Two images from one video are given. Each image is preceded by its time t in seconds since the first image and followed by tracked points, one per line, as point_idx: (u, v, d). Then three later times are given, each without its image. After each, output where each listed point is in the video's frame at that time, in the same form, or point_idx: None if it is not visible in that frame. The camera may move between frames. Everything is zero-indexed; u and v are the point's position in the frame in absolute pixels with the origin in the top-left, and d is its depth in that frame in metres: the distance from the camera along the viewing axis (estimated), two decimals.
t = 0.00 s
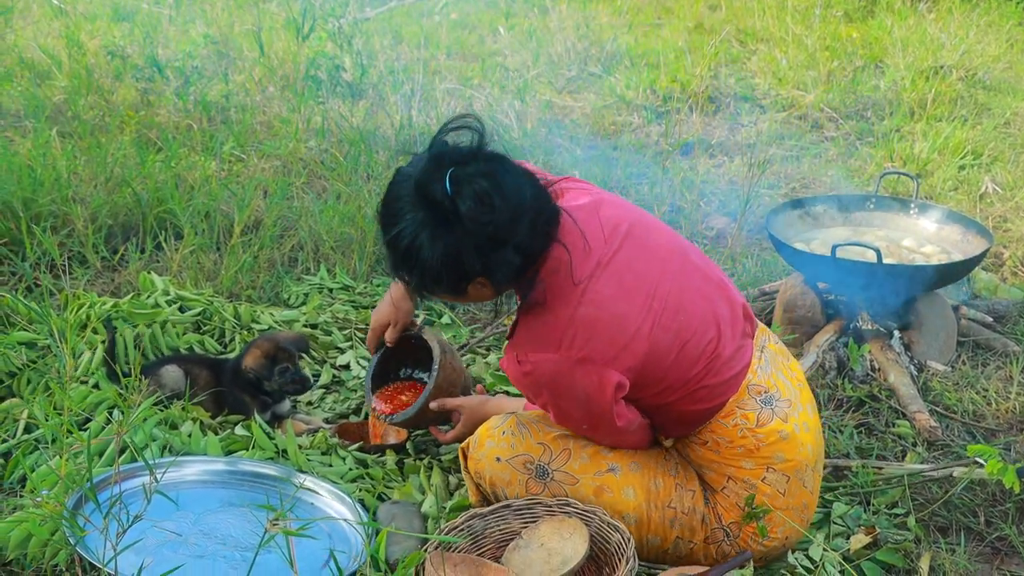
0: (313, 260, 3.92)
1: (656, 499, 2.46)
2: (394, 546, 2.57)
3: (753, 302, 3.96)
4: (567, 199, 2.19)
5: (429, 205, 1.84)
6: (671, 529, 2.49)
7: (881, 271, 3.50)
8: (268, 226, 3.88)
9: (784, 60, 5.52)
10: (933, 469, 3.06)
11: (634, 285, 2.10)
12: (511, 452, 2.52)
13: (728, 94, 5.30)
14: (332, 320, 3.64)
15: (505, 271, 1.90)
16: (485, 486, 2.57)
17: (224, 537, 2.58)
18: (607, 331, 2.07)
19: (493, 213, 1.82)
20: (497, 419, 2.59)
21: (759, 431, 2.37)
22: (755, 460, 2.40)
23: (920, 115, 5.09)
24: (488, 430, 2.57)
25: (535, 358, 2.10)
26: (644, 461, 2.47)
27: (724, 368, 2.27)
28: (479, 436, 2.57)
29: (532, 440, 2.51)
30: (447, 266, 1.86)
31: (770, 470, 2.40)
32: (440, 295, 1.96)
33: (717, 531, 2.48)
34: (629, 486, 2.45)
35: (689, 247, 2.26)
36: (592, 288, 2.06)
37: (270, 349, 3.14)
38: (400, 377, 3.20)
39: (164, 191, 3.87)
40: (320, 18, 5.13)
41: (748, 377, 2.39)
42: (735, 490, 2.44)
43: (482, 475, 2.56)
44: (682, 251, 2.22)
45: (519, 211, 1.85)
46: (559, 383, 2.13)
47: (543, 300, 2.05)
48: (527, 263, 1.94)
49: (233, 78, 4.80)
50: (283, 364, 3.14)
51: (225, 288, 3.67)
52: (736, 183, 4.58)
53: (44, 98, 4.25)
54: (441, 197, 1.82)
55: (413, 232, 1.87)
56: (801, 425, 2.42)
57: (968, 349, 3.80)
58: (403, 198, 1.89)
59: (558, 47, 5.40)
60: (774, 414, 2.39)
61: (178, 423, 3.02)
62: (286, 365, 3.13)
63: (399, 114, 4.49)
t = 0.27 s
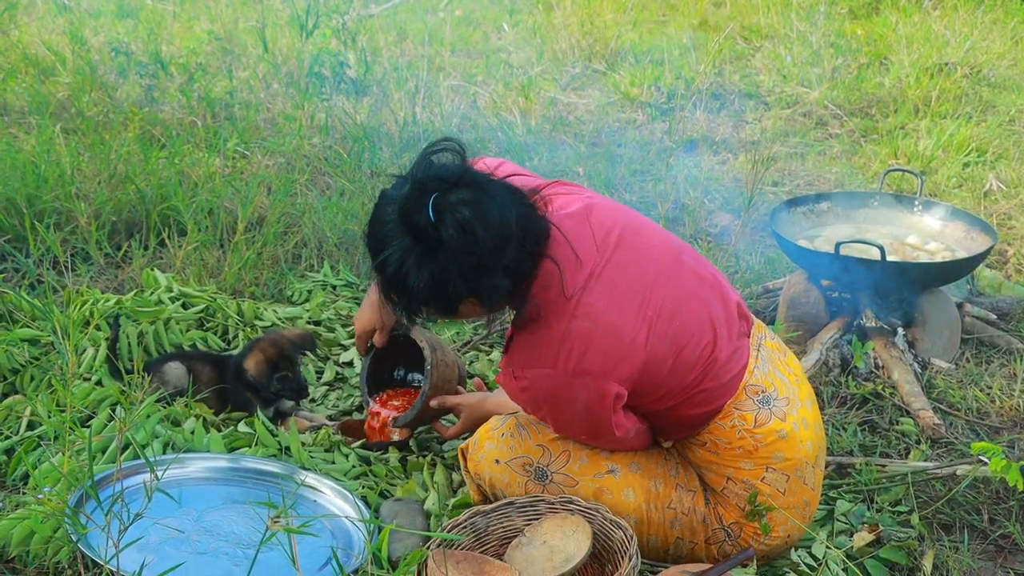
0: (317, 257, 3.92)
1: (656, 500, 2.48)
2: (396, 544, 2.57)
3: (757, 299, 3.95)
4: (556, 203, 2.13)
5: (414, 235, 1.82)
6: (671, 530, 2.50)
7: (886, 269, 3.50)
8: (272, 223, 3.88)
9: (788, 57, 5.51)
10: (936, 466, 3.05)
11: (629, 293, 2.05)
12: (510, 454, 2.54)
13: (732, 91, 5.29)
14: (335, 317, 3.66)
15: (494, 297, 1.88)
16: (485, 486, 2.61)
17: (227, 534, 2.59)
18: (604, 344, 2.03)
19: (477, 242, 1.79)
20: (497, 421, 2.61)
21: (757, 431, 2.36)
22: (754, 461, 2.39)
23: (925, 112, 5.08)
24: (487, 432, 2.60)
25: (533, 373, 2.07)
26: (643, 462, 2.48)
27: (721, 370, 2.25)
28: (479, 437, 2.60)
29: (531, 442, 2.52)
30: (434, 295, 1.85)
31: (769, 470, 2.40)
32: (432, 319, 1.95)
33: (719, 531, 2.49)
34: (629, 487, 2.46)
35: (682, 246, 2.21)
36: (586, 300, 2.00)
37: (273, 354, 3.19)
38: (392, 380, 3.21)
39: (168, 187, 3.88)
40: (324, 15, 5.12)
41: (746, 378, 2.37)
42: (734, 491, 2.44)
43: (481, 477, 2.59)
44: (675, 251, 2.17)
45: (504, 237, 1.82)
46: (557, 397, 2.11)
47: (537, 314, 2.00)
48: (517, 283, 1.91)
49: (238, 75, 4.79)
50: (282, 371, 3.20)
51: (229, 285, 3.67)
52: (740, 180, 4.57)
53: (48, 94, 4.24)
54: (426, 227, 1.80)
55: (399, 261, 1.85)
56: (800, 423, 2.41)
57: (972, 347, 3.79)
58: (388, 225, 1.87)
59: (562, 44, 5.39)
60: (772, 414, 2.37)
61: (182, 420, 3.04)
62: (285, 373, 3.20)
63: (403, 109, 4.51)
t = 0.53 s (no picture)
0: (318, 254, 3.92)
1: (656, 499, 2.49)
2: (396, 541, 2.59)
3: (758, 297, 3.95)
4: (552, 207, 2.11)
5: (412, 251, 1.81)
6: (671, 529, 2.52)
7: (887, 266, 3.49)
8: (273, 220, 3.88)
9: (790, 55, 5.51)
10: (938, 465, 3.05)
11: (628, 298, 2.04)
12: (509, 455, 2.56)
13: (734, 88, 5.28)
14: (336, 315, 3.66)
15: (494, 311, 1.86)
16: (484, 486, 2.63)
17: (228, 532, 2.60)
18: (607, 351, 2.02)
19: (473, 260, 1.77)
20: (495, 421, 2.63)
21: (757, 432, 2.36)
22: (754, 460, 2.39)
23: (926, 110, 5.07)
24: (486, 432, 2.62)
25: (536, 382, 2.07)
26: (643, 462, 2.49)
27: (722, 372, 2.25)
28: (478, 438, 2.62)
29: (529, 443, 2.54)
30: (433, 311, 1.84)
31: (769, 469, 2.40)
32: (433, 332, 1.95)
33: (718, 530, 2.51)
34: (629, 487, 2.46)
35: (680, 247, 2.20)
36: (587, 307, 2.00)
37: (272, 352, 3.19)
38: (380, 379, 3.16)
39: (169, 184, 3.87)
40: (325, 13, 5.11)
41: (745, 377, 2.36)
42: (734, 490, 2.44)
43: (481, 477, 2.61)
44: (671, 251, 2.16)
45: (502, 252, 1.80)
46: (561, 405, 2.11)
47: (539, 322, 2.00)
48: (517, 294, 1.90)
49: (239, 72, 4.78)
50: (280, 370, 3.21)
51: (230, 282, 3.67)
52: (741, 178, 4.57)
53: (49, 91, 4.23)
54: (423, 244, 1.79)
55: (397, 278, 1.84)
56: (799, 421, 2.40)
57: (973, 345, 3.79)
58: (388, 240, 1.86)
59: (564, 41, 5.38)
60: (771, 414, 2.37)
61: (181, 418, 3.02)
62: (283, 372, 3.21)
63: (404, 106, 4.55)
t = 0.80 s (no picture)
0: (318, 253, 3.92)
1: (655, 499, 2.49)
2: (396, 540, 2.59)
3: (758, 296, 3.95)
4: (554, 211, 2.10)
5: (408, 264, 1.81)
6: (670, 529, 2.52)
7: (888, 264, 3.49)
8: (273, 219, 3.87)
9: (791, 53, 5.50)
10: (938, 464, 3.05)
11: (633, 304, 2.04)
12: (508, 455, 2.56)
13: (735, 87, 5.27)
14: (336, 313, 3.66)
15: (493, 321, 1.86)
16: (484, 487, 2.62)
17: (228, 531, 2.61)
18: (613, 357, 2.02)
19: (468, 274, 1.76)
20: (496, 421, 2.63)
21: (757, 433, 2.35)
22: (754, 461, 2.39)
23: (927, 108, 5.07)
24: (486, 432, 2.62)
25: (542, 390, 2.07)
26: (643, 462, 2.49)
27: (725, 375, 2.25)
28: (478, 438, 2.61)
29: (529, 443, 2.54)
30: (430, 323, 1.84)
31: (769, 469, 2.40)
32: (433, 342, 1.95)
33: (718, 530, 2.52)
34: (628, 487, 2.46)
35: (681, 249, 2.19)
36: (593, 314, 1.99)
37: (273, 354, 3.18)
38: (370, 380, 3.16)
39: (170, 182, 3.87)
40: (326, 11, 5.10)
41: (746, 378, 2.36)
42: (734, 490, 2.44)
43: (480, 477, 2.61)
44: (674, 254, 2.15)
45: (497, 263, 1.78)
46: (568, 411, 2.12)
47: (546, 330, 2.00)
48: (518, 304, 1.89)
49: (240, 70, 4.76)
50: (281, 372, 3.20)
51: (230, 280, 3.67)
52: (742, 176, 4.56)
53: (49, 88, 4.21)
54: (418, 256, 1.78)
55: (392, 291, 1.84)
56: (799, 421, 2.40)
57: (974, 343, 3.79)
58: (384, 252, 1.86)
59: (565, 39, 5.36)
60: (772, 415, 2.37)
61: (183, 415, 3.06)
62: (284, 374, 3.20)
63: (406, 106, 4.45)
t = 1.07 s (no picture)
0: (319, 252, 3.91)
1: (655, 501, 2.49)
2: (396, 540, 2.60)
3: (758, 296, 3.95)
4: (557, 215, 2.09)
5: (410, 279, 1.80)
6: (671, 530, 2.52)
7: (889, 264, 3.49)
8: (273, 218, 3.87)
9: (791, 53, 5.49)
10: (938, 464, 3.06)
11: (639, 310, 2.04)
12: (508, 457, 2.55)
13: (735, 86, 5.26)
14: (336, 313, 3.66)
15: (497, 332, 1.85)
16: (483, 488, 2.61)
17: (227, 531, 2.61)
18: (621, 364, 2.02)
19: (469, 288, 1.76)
20: (495, 422, 2.62)
21: (757, 435, 2.35)
22: (754, 463, 2.39)
23: (927, 107, 5.06)
24: (486, 433, 2.61)
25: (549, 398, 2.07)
26: (642, 463, 2.49)
27: (729, 379, 2.25)
28: (477, 440, 2.60)
29: (529, 444, 2.53)
30: (435, 335, 1.84)
31: (769, 471, 2.40)
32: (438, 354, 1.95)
33: (718, 531, 2.52)
34: (628, 489, 2.46)
35: (685, 252, 2.19)
36: (600, 322, 1.99)
37: (271, 348, 3.18)
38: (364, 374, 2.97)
39: (170, 181, 3.87)
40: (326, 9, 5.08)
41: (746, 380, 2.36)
42: (734, 492, 2.44)
43: (480, 479, 2.60)
44: (677, 258, 2.15)
45: (500, 276, 1.77)
46: (577, 418, 2.12)
47: (554, 338, 2.00)
48: (523, 313, 1.89)
49: (240, 69, 4.74)
50: (280, 364, 3.18)
51: (230, 279, 3.67)
52: (743, 176, 4.56)
53: (49, 87, 4.19)
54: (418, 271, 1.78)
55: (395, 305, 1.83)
56: (800, 423, 2.40)
57: (974, 343, 3.79)
58: (385, 266, 1.85)
59: (565, 39, 5.35)
60: (773, 417, 2.36)
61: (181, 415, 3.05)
62: (283, 367, 3.18)
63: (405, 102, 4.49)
